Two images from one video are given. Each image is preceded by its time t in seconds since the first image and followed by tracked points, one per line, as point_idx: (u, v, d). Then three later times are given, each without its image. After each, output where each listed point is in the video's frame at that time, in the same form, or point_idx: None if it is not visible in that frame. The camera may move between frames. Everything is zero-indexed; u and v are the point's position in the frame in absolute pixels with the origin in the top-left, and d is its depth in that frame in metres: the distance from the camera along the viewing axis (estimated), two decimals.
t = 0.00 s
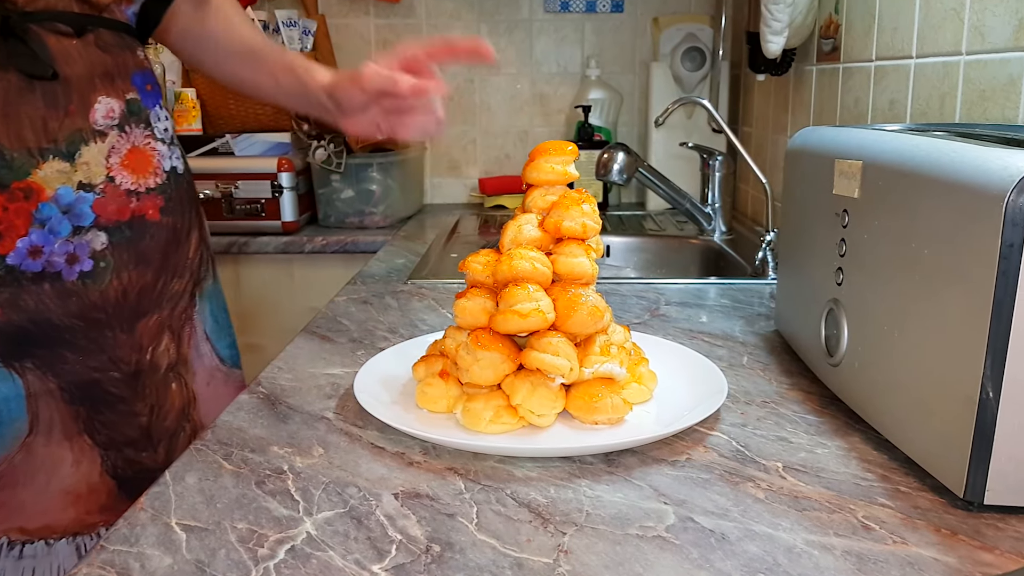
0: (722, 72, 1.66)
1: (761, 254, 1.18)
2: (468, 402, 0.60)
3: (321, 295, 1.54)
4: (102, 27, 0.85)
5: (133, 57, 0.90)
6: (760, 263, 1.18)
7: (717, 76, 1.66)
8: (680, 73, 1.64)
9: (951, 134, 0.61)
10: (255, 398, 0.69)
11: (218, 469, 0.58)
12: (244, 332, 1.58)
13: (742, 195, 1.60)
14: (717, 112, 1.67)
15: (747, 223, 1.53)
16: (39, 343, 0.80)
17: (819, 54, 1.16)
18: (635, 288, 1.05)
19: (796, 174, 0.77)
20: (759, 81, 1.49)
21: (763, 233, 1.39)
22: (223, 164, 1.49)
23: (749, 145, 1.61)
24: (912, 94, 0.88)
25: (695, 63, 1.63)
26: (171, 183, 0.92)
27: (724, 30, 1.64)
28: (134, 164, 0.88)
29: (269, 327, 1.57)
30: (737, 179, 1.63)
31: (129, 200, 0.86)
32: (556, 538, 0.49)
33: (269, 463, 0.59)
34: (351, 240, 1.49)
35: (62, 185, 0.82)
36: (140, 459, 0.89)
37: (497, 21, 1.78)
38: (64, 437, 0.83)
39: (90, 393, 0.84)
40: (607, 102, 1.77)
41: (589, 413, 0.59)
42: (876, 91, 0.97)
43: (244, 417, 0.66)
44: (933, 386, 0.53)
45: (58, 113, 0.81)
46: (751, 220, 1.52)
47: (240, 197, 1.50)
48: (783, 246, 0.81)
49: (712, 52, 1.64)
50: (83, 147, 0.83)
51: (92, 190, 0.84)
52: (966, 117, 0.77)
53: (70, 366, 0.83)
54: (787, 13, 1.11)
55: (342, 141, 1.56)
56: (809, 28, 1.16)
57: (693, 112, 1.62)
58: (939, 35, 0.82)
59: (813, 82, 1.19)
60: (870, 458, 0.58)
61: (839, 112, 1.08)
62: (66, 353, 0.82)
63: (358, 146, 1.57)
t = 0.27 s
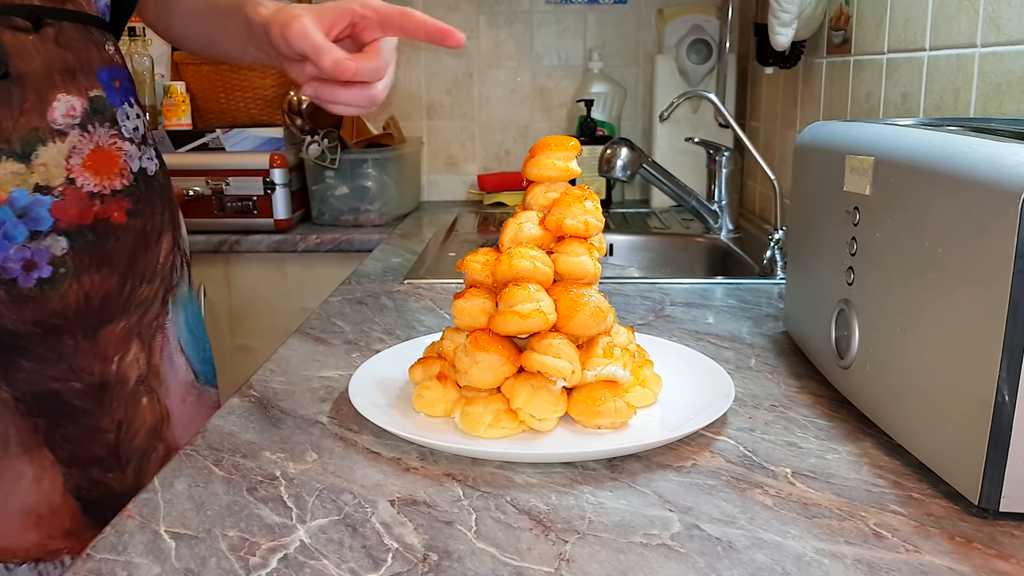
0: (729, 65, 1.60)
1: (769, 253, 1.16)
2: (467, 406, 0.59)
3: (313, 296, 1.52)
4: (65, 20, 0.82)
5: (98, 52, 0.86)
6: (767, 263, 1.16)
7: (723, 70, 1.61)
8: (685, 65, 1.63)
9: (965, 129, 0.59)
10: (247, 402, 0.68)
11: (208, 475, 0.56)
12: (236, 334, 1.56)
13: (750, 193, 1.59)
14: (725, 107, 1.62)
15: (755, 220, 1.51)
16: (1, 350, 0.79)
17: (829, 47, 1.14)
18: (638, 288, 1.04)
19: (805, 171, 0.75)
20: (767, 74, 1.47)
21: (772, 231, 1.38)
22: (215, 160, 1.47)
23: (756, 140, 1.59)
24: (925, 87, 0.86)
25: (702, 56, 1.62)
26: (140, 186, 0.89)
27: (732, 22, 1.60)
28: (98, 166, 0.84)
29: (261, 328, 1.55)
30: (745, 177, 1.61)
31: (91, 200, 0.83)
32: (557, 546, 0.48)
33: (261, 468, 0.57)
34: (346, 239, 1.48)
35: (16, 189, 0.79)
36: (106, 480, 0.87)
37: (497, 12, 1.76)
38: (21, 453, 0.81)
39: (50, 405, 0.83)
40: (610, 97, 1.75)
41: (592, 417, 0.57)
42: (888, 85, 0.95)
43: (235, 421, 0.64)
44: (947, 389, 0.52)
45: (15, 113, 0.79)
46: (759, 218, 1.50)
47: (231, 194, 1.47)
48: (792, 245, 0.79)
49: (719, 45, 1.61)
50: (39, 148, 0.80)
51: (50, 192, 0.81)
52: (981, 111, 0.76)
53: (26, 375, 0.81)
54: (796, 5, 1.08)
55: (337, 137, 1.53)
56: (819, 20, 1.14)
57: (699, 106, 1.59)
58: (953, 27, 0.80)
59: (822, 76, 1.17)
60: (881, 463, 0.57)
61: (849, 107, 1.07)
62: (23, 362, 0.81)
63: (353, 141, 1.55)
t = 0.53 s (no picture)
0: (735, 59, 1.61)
1: (777, 252, 1.15)
2: (465, 410, 0.57)
3: (306, 297, 1.50)
4: (31, 19, 0.82)
5: (64, 53, 0.84)
6: (776, 262, 1.15)
7: (730, 63, 1.61)
8: (691, 58, 1.61)
9: (979, 124, 0.57)
10: (239, 406, 0.66)
11: (198, 481, 0.54)
12: (227, 337, 1.54)
13: (757, 190, 1.57)
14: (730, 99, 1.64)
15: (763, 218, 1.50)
16: None
17: (839, 40, 1.12)
18: (642, 288, 1.02)
19: (814, 168, 0.73)
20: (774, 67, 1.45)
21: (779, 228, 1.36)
22: (206, 156, 1.45)
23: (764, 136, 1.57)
24: (939, 81, 0.84)
25: (707, 49, 1.60)
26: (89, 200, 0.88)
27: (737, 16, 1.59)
28: (36, 174, 0.84)
29: (253, 329, 1.53)
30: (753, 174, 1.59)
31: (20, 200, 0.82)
32: (559, 554, 0.46)
33: (253, 474, 0.55)
34: (341, 236, 1.47)
35: None
36: (11, 501, 0.85)
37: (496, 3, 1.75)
38: None
39: None
40: (613, 89, 1.74)
41: (594, 421, 0.56)
42: (901, 78, 0.93)
43: (226, 425, 0.62)
44: (962, 393, 0.50)
45: None
46: (767, 215, 1.49)
47: (224, 190, 1.46)
48: (801, 243, 0.77)
49: (725, 36, 1.60)
50: None
51: None
52: (995, 105, 0.74)
53: None
54: None
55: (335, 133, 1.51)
56: (829, 11, 1.13)
57: (705, 100, 1.58)
58: (967, 20, 0.78)
59: (832, 67, 1.15)
60: (892, 468, 0.55)
61: (860, 101, 1.05)
62: None
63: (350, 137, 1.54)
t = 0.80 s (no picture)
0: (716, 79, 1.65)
1: (754, 255, 1.20)
2: (469, 400, 0.62)
3: (329, 294, 1.56)
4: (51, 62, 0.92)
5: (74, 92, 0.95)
6: (754, 263, 1.20)
7: (711, 83, 1.66)
8: (675, 78, 1.66)
9: (939, 138, 0.62)
10: (263, 395, 0.71)
11: (227, 464, 0.59)
12: (252, 331, 1.57)
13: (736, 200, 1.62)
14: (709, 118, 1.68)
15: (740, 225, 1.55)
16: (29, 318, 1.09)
17: (810, 61, 1.18)
18: (632, 288, 1.07)
19: (788, 177, 0.78)
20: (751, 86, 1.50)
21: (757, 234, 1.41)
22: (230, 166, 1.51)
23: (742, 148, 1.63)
24: (900, 100, 0.89)
25: (690, 70, 1.65)
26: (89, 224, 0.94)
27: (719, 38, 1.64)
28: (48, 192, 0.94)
29: (278, 324, 1.57)
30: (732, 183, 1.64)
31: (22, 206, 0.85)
32: (555, 531, 0.51)
33: (276, 458, 0.60)
34: (357, 241, 1.52)
35: None
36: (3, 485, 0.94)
37: (499, 29, 1.80)
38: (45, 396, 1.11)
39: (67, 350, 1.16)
40: (603, 109, 1.79)
41: (587, 409, 0.61)
42: (866, 97, 0.98)
43: (252, 413, 0.68)
44: (921, 384, 0.55)
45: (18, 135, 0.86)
46: (745, 223, 1.54)
47: (248, 199, 1.52)
48: (776, 246, 0.83)
49: (706, 59, 1.65)
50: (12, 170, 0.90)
51: None
52: (953, 122, 0.79)
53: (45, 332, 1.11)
54: (779, 22, 1.13)
55: (348, 146, 1.56)
56: (800, 36, 1.18)
57: (688, 118, 1.63)
58: (926, 42, 0.84)
59: (804, 89, 1.21)
60: (860, 453, 0.60)
61: (829, 119, 1.10)
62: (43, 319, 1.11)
63: (364, 149, 1.57)
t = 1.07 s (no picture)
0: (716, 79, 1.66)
1: (754, 255, 1.20)
2: (469, 400, 0.62)
3: (327, 293, 1.55)
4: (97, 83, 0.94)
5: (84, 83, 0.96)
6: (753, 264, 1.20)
7: (711, 83, 1.66)
8: (675, 79, 1.66)
9: (939, 138, 0.62)
10: (263, 395, 0.71)
11: (227, 464, 0.59)
12: (252, 330, 1.59)
13: (736, 199, 1.62)
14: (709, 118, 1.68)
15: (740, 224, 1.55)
16: (63, 334, 0.88)
17: (810, 62, 1.18)
18: (631, 288, 1.07)
19: (787, 177, 0.78)
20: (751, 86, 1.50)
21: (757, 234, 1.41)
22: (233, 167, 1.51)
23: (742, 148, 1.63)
24: (900, 100, 0.89)
25: (690, 70, 1.65)
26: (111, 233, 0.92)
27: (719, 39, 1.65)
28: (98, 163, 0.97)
29: (277, 324, 1.58)
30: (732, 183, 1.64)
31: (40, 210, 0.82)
32: (555, 531, 0.51)
33: (276, 458, 0.60)
34: (357, 241, 1.51)
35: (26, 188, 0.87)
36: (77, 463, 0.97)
37: (499, 29, 1.80)
38: (83, 423, 0.91)
39: (105, 375, 0.94)
40: (604, 108, 1.79)
41: (587, 409, 0.61)
42: (866, 96, 0.98)
43: (252, 413, 0.68)
44: (922, 384, 0.55)
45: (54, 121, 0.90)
46: (745, 223, 1.54)
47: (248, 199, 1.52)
48: (776, 246, 0.83)
49: (706, 59, 1.65)
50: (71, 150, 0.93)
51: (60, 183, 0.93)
52: (953, 122, 0.79)
53: (84, 351, 0.91)
54: (779, 22, 1.13)
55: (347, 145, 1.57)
56: (800, 36, 1.18)
57: (688, 117, 1.63)
58: (927, 42, 0.84)
59: (804, 88, 1.21)
60: (860, 453, 0.60)
61: (829, 119, 1.10)
62: (81, 340, 0.90)
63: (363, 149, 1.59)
